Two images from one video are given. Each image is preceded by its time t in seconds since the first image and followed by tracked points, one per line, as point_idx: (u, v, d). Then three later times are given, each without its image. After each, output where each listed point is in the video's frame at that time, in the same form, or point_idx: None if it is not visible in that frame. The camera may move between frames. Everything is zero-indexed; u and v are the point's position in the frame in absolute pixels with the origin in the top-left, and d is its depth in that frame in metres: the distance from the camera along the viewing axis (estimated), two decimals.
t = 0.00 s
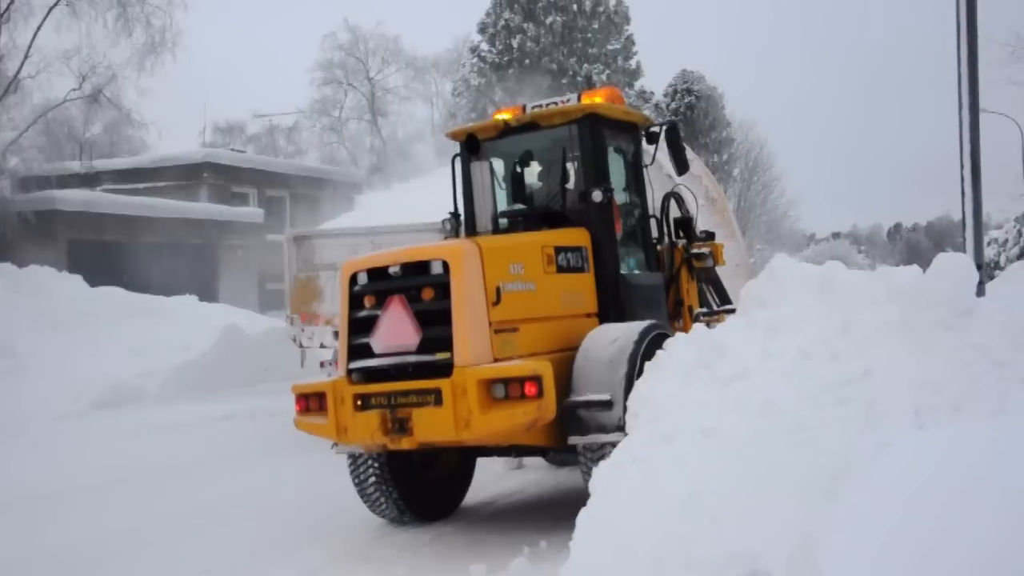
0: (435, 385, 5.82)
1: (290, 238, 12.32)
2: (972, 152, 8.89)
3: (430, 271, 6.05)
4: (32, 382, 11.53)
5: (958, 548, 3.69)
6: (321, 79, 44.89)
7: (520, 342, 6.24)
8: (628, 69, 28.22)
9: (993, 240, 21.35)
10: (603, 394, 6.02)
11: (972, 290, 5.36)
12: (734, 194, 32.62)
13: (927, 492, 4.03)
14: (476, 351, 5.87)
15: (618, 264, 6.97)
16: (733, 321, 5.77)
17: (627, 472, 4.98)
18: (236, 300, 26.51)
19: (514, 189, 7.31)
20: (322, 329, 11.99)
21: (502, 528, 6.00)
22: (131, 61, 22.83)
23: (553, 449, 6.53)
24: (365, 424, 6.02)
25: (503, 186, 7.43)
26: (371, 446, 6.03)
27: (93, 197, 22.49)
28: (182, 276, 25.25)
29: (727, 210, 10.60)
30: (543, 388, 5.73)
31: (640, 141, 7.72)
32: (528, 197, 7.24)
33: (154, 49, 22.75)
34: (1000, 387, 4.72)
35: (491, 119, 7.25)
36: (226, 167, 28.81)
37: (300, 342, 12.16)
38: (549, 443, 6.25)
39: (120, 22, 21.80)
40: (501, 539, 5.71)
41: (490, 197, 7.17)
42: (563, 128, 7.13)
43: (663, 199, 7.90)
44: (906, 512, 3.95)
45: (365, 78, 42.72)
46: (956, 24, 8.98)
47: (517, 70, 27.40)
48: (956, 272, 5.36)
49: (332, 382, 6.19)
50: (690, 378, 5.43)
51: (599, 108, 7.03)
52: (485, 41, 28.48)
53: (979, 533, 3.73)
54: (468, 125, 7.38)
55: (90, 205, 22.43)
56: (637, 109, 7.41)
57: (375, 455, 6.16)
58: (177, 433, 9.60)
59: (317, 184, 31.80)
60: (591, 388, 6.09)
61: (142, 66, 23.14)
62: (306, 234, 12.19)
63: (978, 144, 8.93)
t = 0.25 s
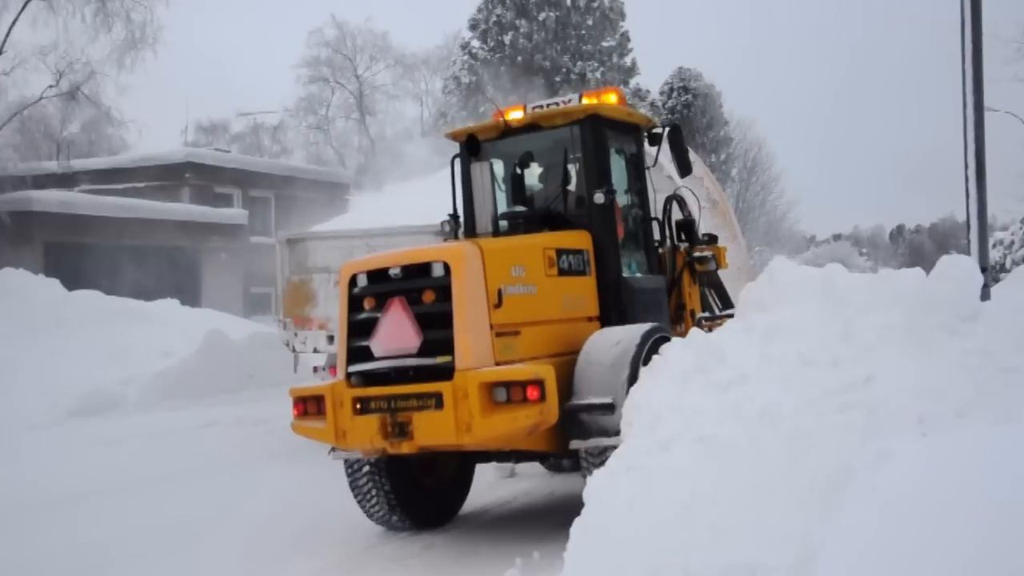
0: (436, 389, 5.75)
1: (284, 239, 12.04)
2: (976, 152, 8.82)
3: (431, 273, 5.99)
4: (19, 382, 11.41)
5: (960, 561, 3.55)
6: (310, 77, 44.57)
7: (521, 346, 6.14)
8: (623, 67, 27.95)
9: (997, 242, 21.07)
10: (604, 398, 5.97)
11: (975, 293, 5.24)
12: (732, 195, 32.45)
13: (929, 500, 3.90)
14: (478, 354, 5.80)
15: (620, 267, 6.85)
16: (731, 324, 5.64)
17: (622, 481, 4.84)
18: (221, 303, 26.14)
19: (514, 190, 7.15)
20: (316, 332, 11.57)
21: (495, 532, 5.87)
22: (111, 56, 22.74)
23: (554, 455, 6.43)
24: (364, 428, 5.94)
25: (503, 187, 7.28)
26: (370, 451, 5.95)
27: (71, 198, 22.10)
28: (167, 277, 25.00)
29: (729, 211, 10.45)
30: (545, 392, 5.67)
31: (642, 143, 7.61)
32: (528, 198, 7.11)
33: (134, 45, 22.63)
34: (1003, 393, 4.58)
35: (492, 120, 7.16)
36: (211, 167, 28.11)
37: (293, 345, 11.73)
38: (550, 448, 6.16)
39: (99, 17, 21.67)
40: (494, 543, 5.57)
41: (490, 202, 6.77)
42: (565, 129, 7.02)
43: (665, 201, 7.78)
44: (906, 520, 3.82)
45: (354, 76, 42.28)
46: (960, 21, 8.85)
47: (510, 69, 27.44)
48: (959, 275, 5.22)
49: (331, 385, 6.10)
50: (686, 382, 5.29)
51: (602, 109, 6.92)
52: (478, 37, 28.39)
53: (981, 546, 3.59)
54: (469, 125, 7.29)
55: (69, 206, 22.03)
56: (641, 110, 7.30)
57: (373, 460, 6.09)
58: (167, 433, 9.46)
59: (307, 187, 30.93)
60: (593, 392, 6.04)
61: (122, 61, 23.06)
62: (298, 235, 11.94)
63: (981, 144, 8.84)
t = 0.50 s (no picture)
0: (435, 388, 5.69)
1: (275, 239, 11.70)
2: (975, 150, 8.76)
3: (431, 271, 5.94)
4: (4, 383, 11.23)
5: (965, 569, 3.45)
6: (297, 73, 44.13)
7: (521, 346, 6.09)
8: (615, 63, 27.80)
9: (997, 240, 21.07)
10: (605, 397, 5.93)
11: (974, 293, 5.15)
12: (728, 193, 32.52)
13: (928, 505, 3.81)
14: (478, 353, 5.76)
15: (620, 267, 6.78)
16: (726, 325, 5.53)
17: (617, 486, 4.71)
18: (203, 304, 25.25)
19: (512, 188, 7.00)
20: (309, 332, 11.35)
21: (489, 535, 5.78)
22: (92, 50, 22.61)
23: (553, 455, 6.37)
24: (363, 427, 5.89)
25: (501, 185, 7.20)
26: (368, 449, 5.90)
27: (51, 196, 21.15)
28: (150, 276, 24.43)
29: (727, 211, 10.37)
30: (546, 392, 5.64)
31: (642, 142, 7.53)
32: (526, 197, 6.97)
33: (115, 38, 22.54)
34: (1004, 395, 4.48)
35: (491, 117, 7.04)
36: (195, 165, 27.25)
37: (285, 346, 11.50)
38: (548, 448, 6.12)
39: (79, 11, 21.56)
40: (488, 546, 5.48)
41: (489, 202, 6.89)
42: (565, 128, 6.93)
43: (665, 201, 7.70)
44: (903, 525, 3.74)
45: (341, 72, 42.06)
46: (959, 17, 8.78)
47: (501, 64, 27.23)
48: (957, 274, 5.12)
49: (329, 384, 6.03)
50: (681, 386, 5.18)
51: (602, 107, 6.84)
52: (468, 33, 28.23)
53: (983, 554, 3.50)
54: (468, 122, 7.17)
55: (50, 205, 21.09)
56: (641, 109, 7.23)
57: (371, 459, 6.03)
58: (157, 436, 9.34)
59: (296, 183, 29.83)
60: (593, 391, 5.99)
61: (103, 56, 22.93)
62: (291, 235, 11.57)
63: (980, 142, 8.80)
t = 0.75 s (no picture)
0: (435, 385, 5.73)
1: (267, 236, 11.44)
2: (970, 148, 8.71)
3: (433, 269, 5.99)
4: None
5: None
6: (280, 66, 43.71)
7: (521, 344, 6.09)
8: (607, 57, 27.79)
9: (991, 239, 21.14)
10: (604, 395, 5.87)
11: (972, 292, 5.05)
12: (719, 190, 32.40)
13: (920, 511, 3.76)
14: (479, 350, 5.80)
15: (620, 266, 6.73)
16: (718, 325, 5.46)
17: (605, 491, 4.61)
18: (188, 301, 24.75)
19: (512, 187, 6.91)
20: (301, 331, 11.12)
21: (481, 535, 5.72)
22: (71, 41, 23.56)
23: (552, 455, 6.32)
24: (364, 423, 5.94)
25: (501, 184, 7.18)
26: (369, 446, 5.94)
27: (26, 190, 20.26)
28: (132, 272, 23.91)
29: (725, 210, 10.32)
30: (546, 389, 5.63)
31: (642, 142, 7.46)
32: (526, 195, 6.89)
33: (95, 29, 23.61)
34: (998, 395, 4.41)
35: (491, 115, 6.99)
36: (174, 159, 26.45)
37: (277, 345, 11.28)
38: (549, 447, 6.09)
39: None
40: (480, 547, 5.42)
41: (490, 197, 7.03)
42: (566, 127, 6.87)
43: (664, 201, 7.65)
44: (894, 532, 3.69)
45: (326, 64, 41.59)
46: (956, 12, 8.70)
47: (490, 57, 27.09)
48: (954, 272, 5.00)
49: (330, 381, 6.11)
50: (671, 387, 5.09)
51: (603, 107, 6.79)
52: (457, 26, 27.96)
53: (976, 563, 3.44)
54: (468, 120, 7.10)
55: (25, 199, 20.19)
56: (642, 108, 7.17)
57: (371, 455, 6.08)
58: (149, 436, 9.27)
59: (274, 180, 29.27)
60: (592, 389, 5.94)
61: (82, 48, 23.86)
62: (284, 232, 11.30)
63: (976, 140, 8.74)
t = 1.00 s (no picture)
0: (436, 382, 5.67)
1: (259, 233, 11.30)
2: (970, 145, 8.63)
3: (434, 266, 5.92)
4: None
5: None
6: (265, 60, 43.27)
7: (522, 342, 6.03)
8: (600, 51, 27.68)
9: (992, 237, 21.27)
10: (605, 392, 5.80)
11: (971, 290, 4.88)
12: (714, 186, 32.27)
13: (920, 514, 3.67)
14: (479, 348, 5.74)
15: (620, 265, 6.65)
16: (712, 324, 5.36)
17: (598, 493, 4.51)
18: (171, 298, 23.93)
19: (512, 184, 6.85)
20: (294, 330, 10.84)
21: (475, 536, 5.62)
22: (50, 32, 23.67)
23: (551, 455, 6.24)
24: (363, 421, 5.86)
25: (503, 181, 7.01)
26: (368, 444, 5.87)
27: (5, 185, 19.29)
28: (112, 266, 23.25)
29: (726, 208, 10.22)
30: (548, 388, 5.57)
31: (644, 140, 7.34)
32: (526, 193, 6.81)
33: (74, 20, 23.78)
34: (999, 396, 4.31)
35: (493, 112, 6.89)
36: (156, 153, 25.30)
37: (269, 344, 11.00)
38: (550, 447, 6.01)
39: None
40: (475, 548, 5.32)
41: (489, 198, 6.85)
42: (567, 124, 6.78)
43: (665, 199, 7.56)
44: (889, 537, 3.60)
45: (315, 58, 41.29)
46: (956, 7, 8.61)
47: (481, 50, 27.03)
48: (952, 271, 4.85)
49: (329, 378, 6.02)
50: (666, 387, 4.98)
51: (605, 104, 6.70)
52: (446, 18, 27.91)
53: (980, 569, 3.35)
54: (469, 117, 7.00)
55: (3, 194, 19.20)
56: (645, 106, 7.07)
57: (370, 454, 5.99)
58: (141, 439, 9.13)
59: (259, 175, 28.07)
60: (593, 386, 5.89)
61: (61, 40, 23.95)
62: (276, 228, 11.21)
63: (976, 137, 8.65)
